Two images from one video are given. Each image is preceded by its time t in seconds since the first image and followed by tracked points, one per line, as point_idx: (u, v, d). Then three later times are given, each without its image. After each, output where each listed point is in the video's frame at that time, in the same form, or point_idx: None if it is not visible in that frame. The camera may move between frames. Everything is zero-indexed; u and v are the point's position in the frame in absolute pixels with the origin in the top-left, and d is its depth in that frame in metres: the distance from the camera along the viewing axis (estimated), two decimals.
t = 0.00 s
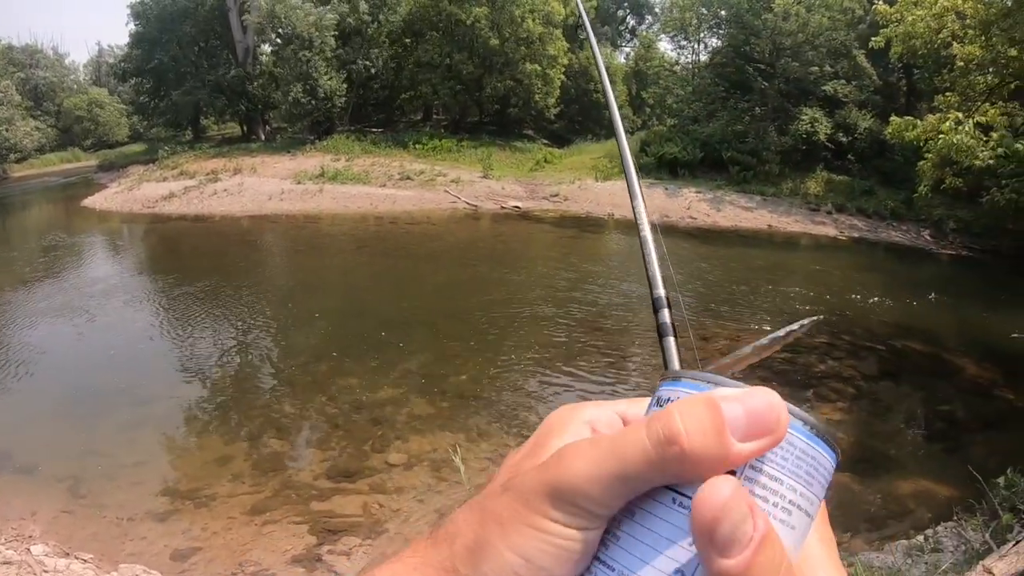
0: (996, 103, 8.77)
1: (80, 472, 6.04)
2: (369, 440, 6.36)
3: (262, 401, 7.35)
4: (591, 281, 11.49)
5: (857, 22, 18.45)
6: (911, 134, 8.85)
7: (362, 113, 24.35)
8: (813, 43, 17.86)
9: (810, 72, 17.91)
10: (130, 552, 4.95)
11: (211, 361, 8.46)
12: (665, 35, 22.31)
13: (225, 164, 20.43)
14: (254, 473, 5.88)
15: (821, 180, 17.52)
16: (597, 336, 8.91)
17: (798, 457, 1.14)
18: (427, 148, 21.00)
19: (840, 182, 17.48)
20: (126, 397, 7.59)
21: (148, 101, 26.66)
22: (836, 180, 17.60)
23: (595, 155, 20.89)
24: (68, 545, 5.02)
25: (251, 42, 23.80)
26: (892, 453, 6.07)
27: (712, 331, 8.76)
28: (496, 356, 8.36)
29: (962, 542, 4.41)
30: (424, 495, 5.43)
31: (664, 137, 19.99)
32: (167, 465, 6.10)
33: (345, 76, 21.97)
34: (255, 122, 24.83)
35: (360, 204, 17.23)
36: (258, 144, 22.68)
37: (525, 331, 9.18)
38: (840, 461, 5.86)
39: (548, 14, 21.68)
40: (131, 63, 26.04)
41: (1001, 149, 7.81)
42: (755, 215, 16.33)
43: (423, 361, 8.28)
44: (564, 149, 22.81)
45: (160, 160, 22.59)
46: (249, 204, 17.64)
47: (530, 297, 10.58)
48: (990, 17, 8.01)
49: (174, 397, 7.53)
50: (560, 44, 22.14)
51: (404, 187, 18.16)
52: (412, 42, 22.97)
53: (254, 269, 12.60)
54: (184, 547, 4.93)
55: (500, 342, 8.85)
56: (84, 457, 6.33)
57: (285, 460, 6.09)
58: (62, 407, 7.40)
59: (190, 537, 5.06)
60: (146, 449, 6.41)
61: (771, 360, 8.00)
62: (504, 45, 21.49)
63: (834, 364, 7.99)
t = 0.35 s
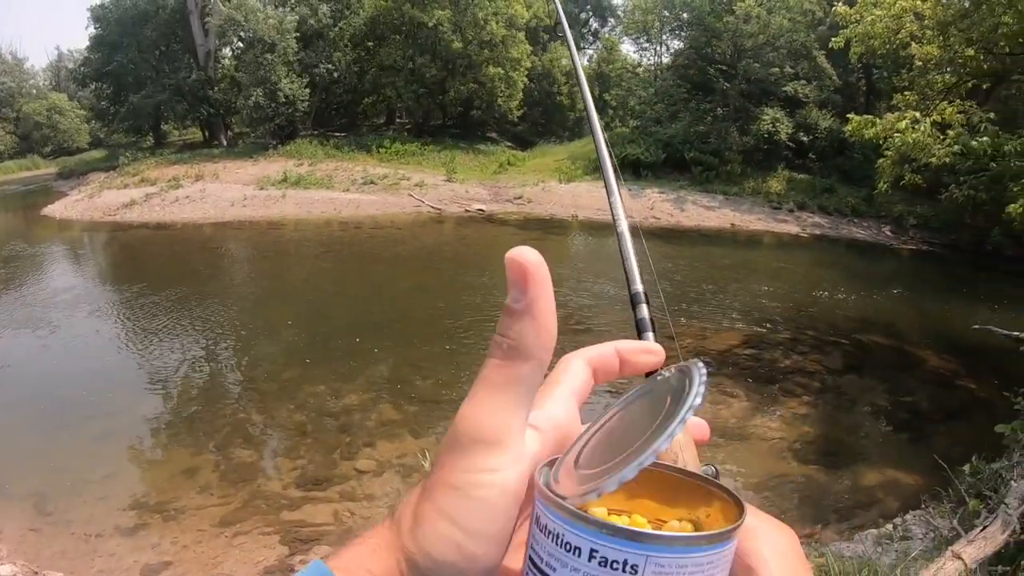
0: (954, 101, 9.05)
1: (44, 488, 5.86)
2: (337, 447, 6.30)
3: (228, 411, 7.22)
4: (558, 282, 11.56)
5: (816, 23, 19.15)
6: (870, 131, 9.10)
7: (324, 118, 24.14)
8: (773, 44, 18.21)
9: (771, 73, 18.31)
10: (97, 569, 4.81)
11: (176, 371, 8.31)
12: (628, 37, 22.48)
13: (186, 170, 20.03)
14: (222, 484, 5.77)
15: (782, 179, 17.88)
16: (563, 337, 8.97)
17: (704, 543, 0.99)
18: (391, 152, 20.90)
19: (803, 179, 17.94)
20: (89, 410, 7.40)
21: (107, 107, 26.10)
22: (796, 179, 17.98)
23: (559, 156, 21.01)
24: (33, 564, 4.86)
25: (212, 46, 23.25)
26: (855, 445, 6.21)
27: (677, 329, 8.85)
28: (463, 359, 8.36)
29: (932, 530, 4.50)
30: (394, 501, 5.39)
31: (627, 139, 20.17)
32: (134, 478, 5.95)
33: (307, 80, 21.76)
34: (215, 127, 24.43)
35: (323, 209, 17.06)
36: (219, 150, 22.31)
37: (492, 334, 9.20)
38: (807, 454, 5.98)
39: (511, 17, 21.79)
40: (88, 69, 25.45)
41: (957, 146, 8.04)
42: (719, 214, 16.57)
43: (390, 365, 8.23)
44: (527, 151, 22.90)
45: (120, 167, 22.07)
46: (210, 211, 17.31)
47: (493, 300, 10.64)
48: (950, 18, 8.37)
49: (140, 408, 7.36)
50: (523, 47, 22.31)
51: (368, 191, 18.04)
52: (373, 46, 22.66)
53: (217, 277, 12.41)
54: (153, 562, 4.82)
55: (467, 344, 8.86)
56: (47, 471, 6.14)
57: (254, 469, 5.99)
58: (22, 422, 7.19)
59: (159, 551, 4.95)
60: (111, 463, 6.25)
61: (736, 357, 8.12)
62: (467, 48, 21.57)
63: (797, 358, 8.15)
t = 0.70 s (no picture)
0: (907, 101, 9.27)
1: None
2: (300, 457, 6.19)
3: (187, 423, 7.04)
4: (521, 285, 11.58)
5: (773, 25, 19.51)
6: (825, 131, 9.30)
7: (282, 123, 23.81)
8: (730, 46, 18.59)
9: (727, 75, 18.63)
10: None
11: (133, 383, 8.08)
12: (586, 41, 22.64)
13: (142, 178, 19.49)
14: (184, 498, 5.62)
15: (739, 179, 18.23)
16: (526, 341, 8.99)
17: (775, 539, 0.95)
18: (350, 157, 20.71)
19: (760, 180, 18.29)
20: (45, 425, 7.13)
21: (58, 114, 25.40)
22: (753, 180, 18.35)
23: (518, 160, 21.06)
24: None
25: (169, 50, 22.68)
26: (814, 439, 6.34)
27: (639, 330, 8.92)
28: (426, 364, 8.32)
29: (894, 520, 4.61)
30: (359, 510, 5.32)
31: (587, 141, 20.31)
32: (93, 494, 5.76)
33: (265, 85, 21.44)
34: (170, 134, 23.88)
35: (281, 216, 16.81)
36: (174, 156, 21.81)
37: (455, 338, 9.18)
38: (769, 450, 6.07)
39: (470, 21, 21.84)
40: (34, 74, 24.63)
41: (910, 147, 8.22)
42: (678, 215, 16.79)
43: (351, 373, 8.14)
44: (488, 155, 22.90)
45: (74, 175, 21.41)
46: (167, 219, 16.94)
47: (454, 304, 10.62)
48: (904, 20, 8.58)
49: (98, 422, 7.14)
50: (482, 51, 22.41)
51: (327, 197, 17.83)
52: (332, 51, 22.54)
53: (174, 286, 12.14)
54: None
55: (429, 349, 8.81)
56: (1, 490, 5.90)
57: (216, 482, 5.85)
58: None
59: (121, 570, 4.80)
60: (68, 479, 6.04)
61: (697, 356, 8.22)
62: (425, 52, 21.64)
63: (758, 356, 8.28)
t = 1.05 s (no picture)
0: (875, 99, 9.43)
1: None
2: (274, 464, 6.12)
3: (159, 433, 6.91)
4: (493, 287, 11.60)
5: (742, 27, 20.07)
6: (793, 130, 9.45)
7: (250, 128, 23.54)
8: (698, 47, 18.86)
9: (696, 75, 18.85)
10: None
11: (101, 393, 7.92)
12: (555, 44, 22.72)
13: (108, 183, 19.10)
14: (156, 509, 5.52)
15: (709, 179, 18.48)
16: (499, 343, 9.01)
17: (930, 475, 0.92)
18: (320, 160, 20.56)
19: (728, 179, 18.55)
20: (13, 437, 6.95)
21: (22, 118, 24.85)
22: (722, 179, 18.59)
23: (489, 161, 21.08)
24: None
25: (137, 53, 22.24)
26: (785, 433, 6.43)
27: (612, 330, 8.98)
28: (399, 368, 8.29)
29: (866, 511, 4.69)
30: (336, 517, 5.27)
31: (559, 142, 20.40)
32: (63, 508, 5.62)
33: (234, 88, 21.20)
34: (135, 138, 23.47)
35: (251, 220, 16.62)
36: (142, 161, 21.44)
37: (428, 341, 9.16)
38: (742, 445, 6.15)
39: (439, 23, 21.94)
40: None
41: (881, 147, 8.33)
42: (650, 214, 16.91)
43: (322, 378, 8.07)
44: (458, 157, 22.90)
45: (40, 181, 20.90)
46: (135, 225, 16.63)
47: (425, 307, 10.61)
48: (871, 20, 8.74)
49: (68, 433, 6.98)
50: (451, 52, 22.55)
51: (296, 201, 17.67)
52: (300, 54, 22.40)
53: (143, 293, 11.95)
54: None
55: (401, 353, 8.79)
56: None
57: (190, 492, 5.76)
58: None
59: None
60: (37, 492, 5.89)
61: (670, 354, 8.29)
62: (394, 55, 21.67)
63: (729, 353, 8.37)
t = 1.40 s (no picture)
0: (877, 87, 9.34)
1: None
2: (278, 459, 6.13)
3: (163, 430, 6.92)
4: (495, 280, 11.57)
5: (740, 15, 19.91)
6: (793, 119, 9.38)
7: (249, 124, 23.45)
8: (698, 37, 18.77)
9: (695, 65, 18.80)
10: None
11: (106, 391, 7.94)
12: (554, 34, 22.51)
13: (108, 181, 19.07)
14: (161, 506, 5.53)
15: (709, 168, 18.43)
16: (502, 335, 8.99)
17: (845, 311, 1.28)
18: (319, 155, 20.50)
19: (729, 169, 18.48)
20: (19, 436, 6.97)
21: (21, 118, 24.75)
22: (723, 168, 18.52)
23: (488, 154, 21.02)
24: None
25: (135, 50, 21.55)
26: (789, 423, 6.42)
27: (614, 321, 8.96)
28: (402, 362, 8.27)
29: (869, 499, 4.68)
30: (340, 511, 5.28)
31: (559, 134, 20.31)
32: (70, 506, 5.64)
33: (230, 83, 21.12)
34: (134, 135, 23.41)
35: (251, 216, 16.59)
36: (142, 158, 21.38)
37: (430, 335, 9.15)
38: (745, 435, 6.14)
39: (437, 15, 21.86)
40: None
41: (883, 138, 8.24)
42: (651, 204, 16.87)
43: (325, 373, 8.07)
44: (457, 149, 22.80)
45: (39, 181, 20.88)
46: (136, 223, 16.59)
47: (427, 300, 10.58)
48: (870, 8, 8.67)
49: (73, 432, 7.01)
50: (449, 44, 22.56)
51: (296, 196, 17.62)
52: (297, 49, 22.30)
53: (145, 290, 11.93)
54: None
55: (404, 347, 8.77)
56: None
57: (194, 488, 5.77)
58: None
59: None
60: (43, 491, 5.91)
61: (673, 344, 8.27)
62: (392, 48, 21.55)
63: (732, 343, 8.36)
